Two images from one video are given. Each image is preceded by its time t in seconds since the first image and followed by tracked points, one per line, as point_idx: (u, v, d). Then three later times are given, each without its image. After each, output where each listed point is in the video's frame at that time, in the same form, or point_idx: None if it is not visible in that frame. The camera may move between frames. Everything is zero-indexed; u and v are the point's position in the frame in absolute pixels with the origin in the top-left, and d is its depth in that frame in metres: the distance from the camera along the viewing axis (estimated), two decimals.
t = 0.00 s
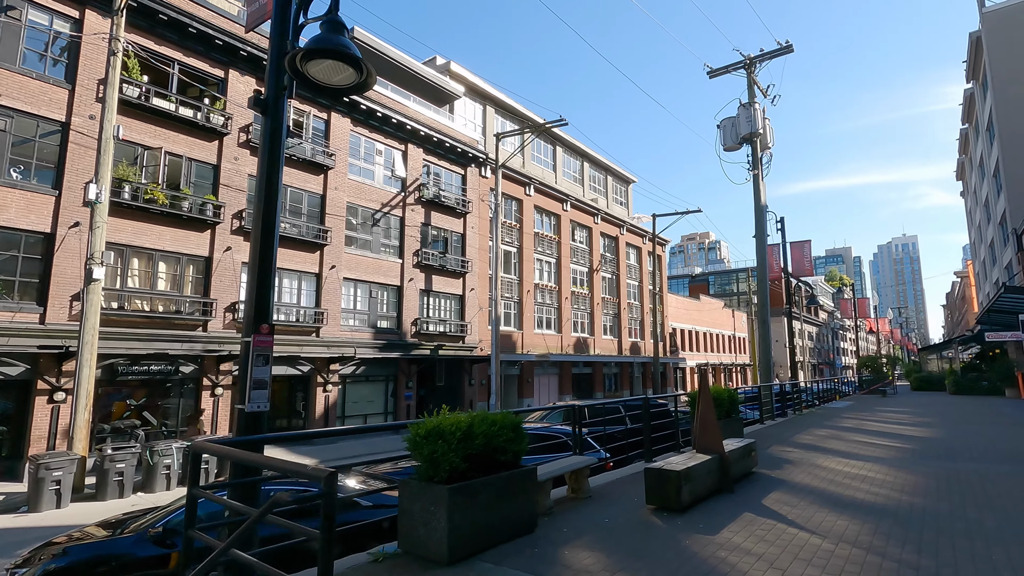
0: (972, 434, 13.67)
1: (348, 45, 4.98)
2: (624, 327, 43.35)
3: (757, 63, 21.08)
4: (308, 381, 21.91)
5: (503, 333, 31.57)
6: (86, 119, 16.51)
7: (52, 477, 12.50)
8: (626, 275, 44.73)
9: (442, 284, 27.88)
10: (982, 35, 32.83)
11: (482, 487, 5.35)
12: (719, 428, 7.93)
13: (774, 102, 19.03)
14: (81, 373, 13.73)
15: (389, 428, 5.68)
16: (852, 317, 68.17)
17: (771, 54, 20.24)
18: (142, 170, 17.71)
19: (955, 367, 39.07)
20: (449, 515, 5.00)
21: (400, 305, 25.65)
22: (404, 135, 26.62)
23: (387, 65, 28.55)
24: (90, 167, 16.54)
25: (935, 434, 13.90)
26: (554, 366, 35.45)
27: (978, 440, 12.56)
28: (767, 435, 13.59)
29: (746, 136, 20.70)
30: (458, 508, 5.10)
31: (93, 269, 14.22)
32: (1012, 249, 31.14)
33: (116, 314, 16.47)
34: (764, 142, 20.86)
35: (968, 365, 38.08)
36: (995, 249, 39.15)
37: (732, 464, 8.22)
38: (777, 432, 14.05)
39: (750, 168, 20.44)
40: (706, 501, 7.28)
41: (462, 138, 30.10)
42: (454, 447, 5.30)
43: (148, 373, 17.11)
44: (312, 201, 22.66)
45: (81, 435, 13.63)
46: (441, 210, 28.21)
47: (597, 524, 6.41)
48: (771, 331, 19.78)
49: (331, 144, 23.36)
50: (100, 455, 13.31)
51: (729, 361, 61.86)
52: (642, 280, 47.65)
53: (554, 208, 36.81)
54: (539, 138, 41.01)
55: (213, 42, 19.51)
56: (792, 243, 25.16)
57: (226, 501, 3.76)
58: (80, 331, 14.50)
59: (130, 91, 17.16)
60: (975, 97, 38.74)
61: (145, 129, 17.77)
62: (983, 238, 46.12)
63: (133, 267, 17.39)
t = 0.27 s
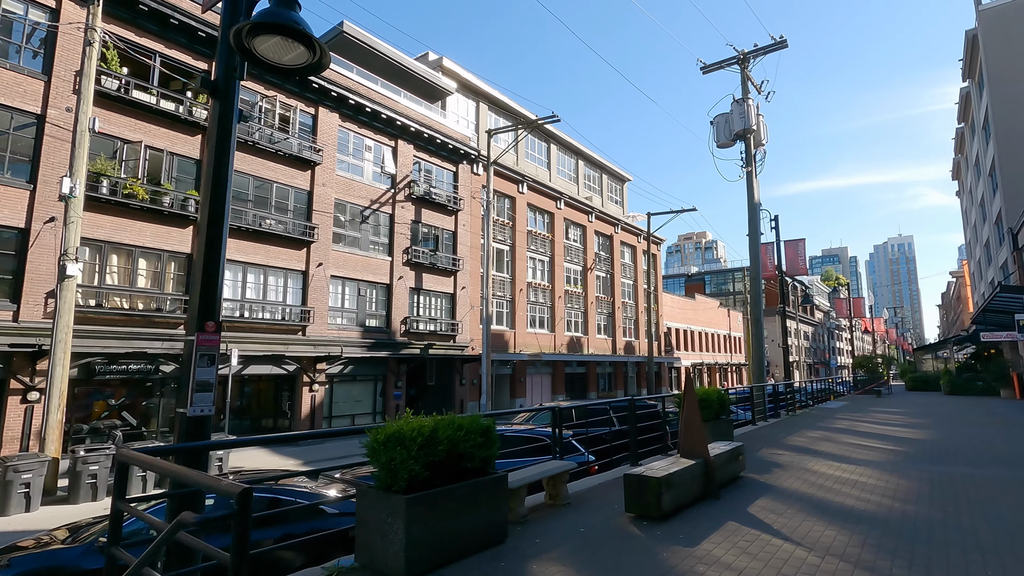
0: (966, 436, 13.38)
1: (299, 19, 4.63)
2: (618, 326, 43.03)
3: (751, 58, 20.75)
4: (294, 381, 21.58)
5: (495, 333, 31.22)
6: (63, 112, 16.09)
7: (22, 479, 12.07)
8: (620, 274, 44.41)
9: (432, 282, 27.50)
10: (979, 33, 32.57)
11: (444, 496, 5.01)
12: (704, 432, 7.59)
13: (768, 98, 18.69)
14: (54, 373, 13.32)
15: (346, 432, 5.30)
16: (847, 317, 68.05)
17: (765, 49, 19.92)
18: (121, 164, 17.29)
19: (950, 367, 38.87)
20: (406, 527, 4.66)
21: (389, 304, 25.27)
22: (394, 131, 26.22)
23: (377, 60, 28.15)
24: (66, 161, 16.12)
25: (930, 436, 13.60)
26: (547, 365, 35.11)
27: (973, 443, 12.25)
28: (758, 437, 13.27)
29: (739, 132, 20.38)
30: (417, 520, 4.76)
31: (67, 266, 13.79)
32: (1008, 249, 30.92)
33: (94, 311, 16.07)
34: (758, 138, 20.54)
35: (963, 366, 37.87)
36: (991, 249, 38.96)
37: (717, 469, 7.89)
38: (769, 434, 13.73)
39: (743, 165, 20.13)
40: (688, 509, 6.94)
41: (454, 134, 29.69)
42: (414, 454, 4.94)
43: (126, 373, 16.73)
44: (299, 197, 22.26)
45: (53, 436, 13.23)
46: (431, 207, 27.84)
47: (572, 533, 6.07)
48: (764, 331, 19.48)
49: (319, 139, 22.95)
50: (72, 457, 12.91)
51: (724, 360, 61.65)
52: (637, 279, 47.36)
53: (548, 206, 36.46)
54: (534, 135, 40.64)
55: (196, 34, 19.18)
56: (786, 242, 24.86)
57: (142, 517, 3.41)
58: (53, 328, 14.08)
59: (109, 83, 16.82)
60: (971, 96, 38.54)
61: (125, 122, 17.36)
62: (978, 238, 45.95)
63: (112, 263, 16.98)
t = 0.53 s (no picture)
0: (958, 437, 13.11)
1: None
2: (610, 326, 42.75)
3: (742, 54, 20.46)
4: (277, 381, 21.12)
5: (485, 332, 30.86)
6: (33, 104, 15.60)
7: None
8: (613, 274, 44.14)
9: (420, 281, 27.09)
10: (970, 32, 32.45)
11: (400, 503, 4.63)
12: (688, 434, 7.25)
13: (758, 93, 18.41)
14: (21, 374, 12.80)
15: (297, 435, 4.91)
16: (839, 317, 68.08)
17: (756, 45, 19.64)
18: (95, 159, 16.80)
19: (941, 367, 38.81)
20: (356, 537, 4.28)
21: (376, 303, 24.84)
22: (381, 128, 25.81)
23: (364, 55, 27.72)
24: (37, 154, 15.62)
25: (921, 437, 13.33)
26: (538, 366, 34.76)
27: (965, 443, 11.98)
28: (747, 438, 12.96)
29: (730, 128, 20.10)
30: (369, 529, 4.38)
31: (35, 263, 13.20)
32: (999, 249, 30.80)
33: (65, 310, 15.59)
34: (748, 135, 20.27)
35: (954, 366, 37.79)
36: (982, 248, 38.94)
37: (702, 472, 7.55)
38: (759, 435, 13.42)
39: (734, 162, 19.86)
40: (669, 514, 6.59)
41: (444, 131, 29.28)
42: (367, 458, 4.55)
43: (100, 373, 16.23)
44: (282, 194, 21.80)
45: (18, 439, 12.75)
46: (419, 205, 27.43)
47: (544, 542, 5.69)
48: (755, 330, 19.19)
49: (303, 135, 22.50)
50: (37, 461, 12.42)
51: (717, 361, 61.51)
52: (630, 279, 47.11)
53: (538, 205, 36.11)
54: (525, 133, 40.30)
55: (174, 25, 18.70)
56: (777, 240, 24.61)
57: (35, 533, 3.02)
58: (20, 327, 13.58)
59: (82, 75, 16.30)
60: (963, 96, 38.48)
61: (99, 115, 16.87)
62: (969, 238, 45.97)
63: (86, 260, 16.50)
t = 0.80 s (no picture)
0: (952, 438, 12.82)
1: None
2: (603, 326, 42.44)
3: (734, 49, 20.15)
4: (259, 382, 20.63)
5: (475, 332, 30.47)
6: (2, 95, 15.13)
7: None
8: (605, 274, 43.85)
9: (408, 280, 26.68)
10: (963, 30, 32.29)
11: (348, 516, 4.24)
12: (670, 438, 6.87)
13: (750, 89, 18.11)
14: None
15: (242, 442, 4.49)
16: (833, 317, 68.04)
17: (748, 40, 19.33)
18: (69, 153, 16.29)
19: (934, 367, 38.71)
20: (296, 555, 3.88)
21: (362, 302, 24.43)
22: (369, 124, 25.39)
23: (352, 51, 27.28)
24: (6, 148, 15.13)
25: (914, 438, 13.04)
26: (529, 366, 34.39)
27: (959, 445, 11.70)
28: (737, 440, 12.64)
29: (721, 125, 19.79)
30: (313, 546, 3.98)
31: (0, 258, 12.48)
32: (992, 248, 30.63)
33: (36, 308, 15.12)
34: (740, 132, 19.98)
35: (947, 366, 37.67)
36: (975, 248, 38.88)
37: (685, 477, 7.19)
38: (749, 437, 13.09)
39: (725, 159, 19.56)
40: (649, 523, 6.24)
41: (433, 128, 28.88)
42: (312, 466, 4.15)
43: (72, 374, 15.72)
44: (266, 190, 21.35)
45: None
46: (408, 203, 27.02)
47: (513, 555, 5.30)
48: (747, 330, 18.90)
49: (288, 130, 22.05)
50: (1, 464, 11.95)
51: (711, 361, 61.35)
52: (623, 278, 46.83)
53: (530, 203, 35.74)
54: (517, 131, 39.94)
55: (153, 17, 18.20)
56: (769, 239, 24.34)
57: None
58: None
59: (54, 66, 15.84)
60: (956, 95, 38.39)
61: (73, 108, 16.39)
62: (962, 238, 45.93)
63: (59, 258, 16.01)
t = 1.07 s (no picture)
0: (949, 438, 12.48)
1: None
2: (598, 325, 42.09)
3: (728, 42, 19.78)
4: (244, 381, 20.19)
5: (468, 331, 30.10)
6: None
7: None
8: (601, 272, 43.51)
9: (399, 277, 26.29)
10: (960, 25, 31.96)
11: (289, 526, 3.86)
12: (653, 439, 6.50)
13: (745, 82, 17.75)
14: None
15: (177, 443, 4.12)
16: (830, 315, 67.79)
17: (742, 32, 18.96)
18: (45, 146, 15.87)
19: (931, 365, 38.45)
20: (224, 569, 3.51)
21: (351, 300, 24.03)
22: (358, 119, 24.98)
23: (342, 45, 26.86)
24: None
25: (911, 438, 12.70)
26: (523, 365, 34.03)
27: (956, 445, 11.36)
28: (728, 440, 12.28)
29: (715, 119, 19.44)
30: (244, 559, 3.61)
31: None
32: (990, 245, 30.32)
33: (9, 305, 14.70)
34: (734, 126, 19.63)
35: (944, 364, 37.42)
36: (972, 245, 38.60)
37: (669, 479, 6.83)
38: (741, 437, 12.75)
39: (719, 153, 19.22)
40: (628, 529, 5.87)
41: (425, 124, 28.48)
42: (248, 471, 3.77)
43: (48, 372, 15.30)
44: (251, 185, 20.94)
45: None
46: (398, 199, 26.64)
47: (476, 565, 4.92)
48: (741, 327, 18.55)
49: (274, 124, 21.63)
50: None
51: (708, 359, 61.07)
52: (618, 277, 46.49)
53: (524, 200, 35.37)
54: (511, 128, 39.54)
55: (133, 7, 17.77)
56: (764, 236, 24.00)
57: None
58: None
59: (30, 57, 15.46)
60: (953, 91, 38.12)
61: (49, 100, 15.98)
62: (959, 236, 45.69)
63: (34, 253, 15.60)
